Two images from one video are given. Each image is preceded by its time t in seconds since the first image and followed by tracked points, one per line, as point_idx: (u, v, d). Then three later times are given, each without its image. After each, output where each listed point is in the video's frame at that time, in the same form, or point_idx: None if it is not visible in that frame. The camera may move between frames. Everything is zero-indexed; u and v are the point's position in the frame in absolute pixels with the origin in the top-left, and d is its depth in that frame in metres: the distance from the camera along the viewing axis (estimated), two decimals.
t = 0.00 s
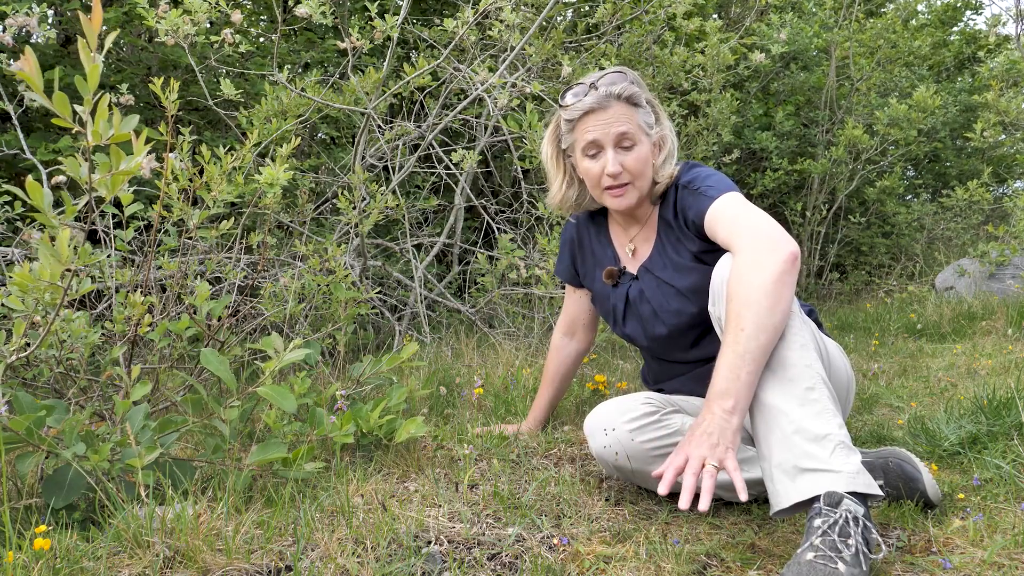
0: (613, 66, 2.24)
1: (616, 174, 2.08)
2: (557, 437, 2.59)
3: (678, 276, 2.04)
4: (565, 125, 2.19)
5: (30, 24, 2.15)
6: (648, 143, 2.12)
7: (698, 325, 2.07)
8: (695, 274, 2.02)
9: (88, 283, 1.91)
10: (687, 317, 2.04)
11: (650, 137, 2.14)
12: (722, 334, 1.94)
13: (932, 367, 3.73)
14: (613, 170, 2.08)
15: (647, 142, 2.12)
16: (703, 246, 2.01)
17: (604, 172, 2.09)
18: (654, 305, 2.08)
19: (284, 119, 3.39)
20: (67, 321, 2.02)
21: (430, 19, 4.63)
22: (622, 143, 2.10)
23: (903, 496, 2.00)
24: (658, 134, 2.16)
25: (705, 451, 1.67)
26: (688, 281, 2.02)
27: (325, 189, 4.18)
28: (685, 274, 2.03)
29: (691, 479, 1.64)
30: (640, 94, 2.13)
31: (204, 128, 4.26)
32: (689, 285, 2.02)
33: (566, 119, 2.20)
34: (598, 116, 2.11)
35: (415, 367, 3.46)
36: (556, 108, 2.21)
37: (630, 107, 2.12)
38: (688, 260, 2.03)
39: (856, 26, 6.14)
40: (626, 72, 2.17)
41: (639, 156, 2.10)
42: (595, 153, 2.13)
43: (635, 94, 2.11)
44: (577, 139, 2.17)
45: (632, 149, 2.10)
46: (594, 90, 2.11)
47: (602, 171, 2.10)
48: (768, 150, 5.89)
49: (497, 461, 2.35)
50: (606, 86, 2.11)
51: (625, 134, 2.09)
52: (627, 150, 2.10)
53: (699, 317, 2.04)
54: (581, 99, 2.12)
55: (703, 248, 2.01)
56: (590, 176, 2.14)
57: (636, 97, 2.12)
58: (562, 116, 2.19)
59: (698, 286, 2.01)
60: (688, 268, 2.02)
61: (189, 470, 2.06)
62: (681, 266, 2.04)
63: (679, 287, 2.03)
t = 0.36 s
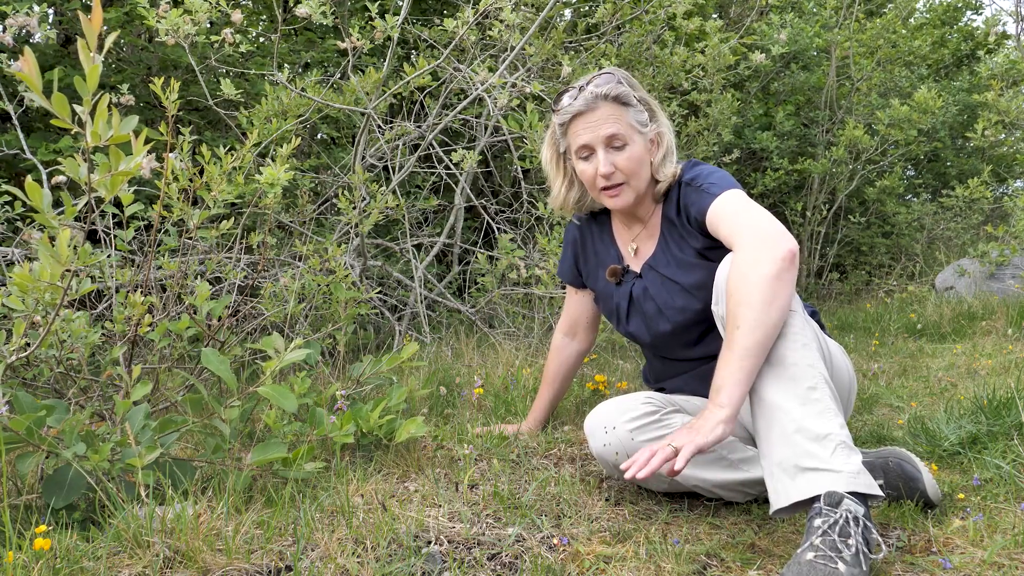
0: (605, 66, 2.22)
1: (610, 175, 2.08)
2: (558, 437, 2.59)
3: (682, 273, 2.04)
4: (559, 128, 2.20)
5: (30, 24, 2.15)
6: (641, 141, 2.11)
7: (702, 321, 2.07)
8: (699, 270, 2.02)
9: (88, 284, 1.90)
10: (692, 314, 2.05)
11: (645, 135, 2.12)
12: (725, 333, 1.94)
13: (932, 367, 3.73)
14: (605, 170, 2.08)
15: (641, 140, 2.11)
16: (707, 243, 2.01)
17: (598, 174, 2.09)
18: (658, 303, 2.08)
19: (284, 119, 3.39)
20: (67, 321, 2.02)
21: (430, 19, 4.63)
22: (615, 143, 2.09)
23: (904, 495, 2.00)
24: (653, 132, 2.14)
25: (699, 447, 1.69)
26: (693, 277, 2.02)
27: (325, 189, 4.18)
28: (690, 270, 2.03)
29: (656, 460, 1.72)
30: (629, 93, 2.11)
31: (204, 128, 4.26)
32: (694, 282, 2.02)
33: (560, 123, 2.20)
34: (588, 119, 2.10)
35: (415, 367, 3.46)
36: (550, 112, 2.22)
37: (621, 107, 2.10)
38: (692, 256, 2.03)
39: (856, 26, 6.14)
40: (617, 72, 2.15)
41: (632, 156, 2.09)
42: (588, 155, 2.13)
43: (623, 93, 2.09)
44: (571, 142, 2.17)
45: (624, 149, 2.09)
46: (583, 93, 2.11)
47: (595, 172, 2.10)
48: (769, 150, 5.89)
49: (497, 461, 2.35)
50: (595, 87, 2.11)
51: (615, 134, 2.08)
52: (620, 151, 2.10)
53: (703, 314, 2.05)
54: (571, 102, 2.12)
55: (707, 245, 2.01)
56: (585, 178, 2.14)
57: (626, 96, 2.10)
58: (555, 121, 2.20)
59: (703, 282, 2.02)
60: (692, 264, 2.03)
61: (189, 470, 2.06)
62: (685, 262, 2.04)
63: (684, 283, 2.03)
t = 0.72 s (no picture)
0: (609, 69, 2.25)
1: (611, 169, 2.08)
2: (557, 437, 2.59)
3: (679, 273, 2.04)
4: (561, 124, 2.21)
5: (30, 25, 2.16)
6: (643, 140, 2.12)
7: (699, 322, 2.07)
8: (696, 271, 2.02)
9: (88, 284, 1.90)
10: (688, 315, 2.05)
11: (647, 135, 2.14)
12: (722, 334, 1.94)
13: (932, 367, 3.73)
14: (607, 164, 2.08)
15: (642, 139, 2.12)
16: (704, 244, 2.01)
17: (599, 168, 2.10)
18: (655, 302, 2.08)
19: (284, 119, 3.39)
20: (68, 321, 2.02)
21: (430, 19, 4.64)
22: (617, 139, 2.10)
23: (904, 495, 2.00)
24: (655, 133, 2.16)
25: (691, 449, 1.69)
26: (689, 278, 2.02)
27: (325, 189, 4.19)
28: (686, 271, 2.03)
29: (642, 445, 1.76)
30: (633, 92, 2.13)
31: (204, 128, 4.26)
32: (690, 282, 2.02)
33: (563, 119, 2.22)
34: (592, 113, 2.12)
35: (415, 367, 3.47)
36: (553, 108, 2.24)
37: (624, 104, 2.12)
38: (689, 257, 2.03)
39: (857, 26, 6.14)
40: (622, 72, 2.18)
41: (633, 152, 2.09)
42: (590, 150, 2.14)
43: (627, 90, 2.12)
44: (574, 137, 2.17)
45: (626, 145, 2.10)
46: (588, 88, 2.14)
47: (596, 167, 2.11)
48: (769, 150, 5.89)
49: (497, 461, 2.36)
50: (599, 83, 2.13)
51: (617, 130, 2.09)
52: (621, 147, 2.10)
53: (700, 314, 2.05)
54: (576, 97, 2.14)
55: (704, 246, 2.01)
56: (586, 173, 2.14)
57: (630, 94, 2.12)
58: (558, 116, 2.21)
59: (699, 283, 2.01)
60: (689, 264, 2.03)
61: (189, 470, 2.06)
62: (682, 263, 2.04)
63: (680, 284, 2.03)
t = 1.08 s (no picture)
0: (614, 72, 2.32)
1: (624, 160, 2.07)
2: (557, 437, 2.59)
3: (679, 273, 2.04)
4: (572, 116, 2.22)
5: (30, 24, 2.17)
6: (653, 135, 2.15)
7: (699, 322, 2.07)
8: (695, 270, 2.02)
9: (89, 284, 1.90)
10: (688, 314, 2.05)
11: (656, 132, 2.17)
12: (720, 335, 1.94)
13: (932, 367, 3.73)
14: (621, 155, 2.07)
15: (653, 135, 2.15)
16: (703, 243, 2.01)
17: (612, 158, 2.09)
18: (655, 302, 2.08)
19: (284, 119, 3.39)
20: (68, 321, 2.02)
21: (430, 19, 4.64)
22: (630, 132, 2.13)
23: (904, 495, 2.00)
24: (660, 132, 2.21)
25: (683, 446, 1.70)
26: (688, 277, 2.03)
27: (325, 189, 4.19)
28: (686, 270, 2.04)
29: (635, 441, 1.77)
30: (644, 89, 2.20)
31: (204, 128, 4.26)
32: (690, 281, 2.02)
33: (573, 113, 2.23)
34: (607, 105, 2.14)
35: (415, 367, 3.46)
36: (562, 102, 2.25)
37: (635, 99, 2.17)
38: (688, 256, 2.04)
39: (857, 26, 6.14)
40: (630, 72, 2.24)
41: (645, 145, 2.11)
42: (602, 141, 2.14)
43: (640, 86, 2.18)
44: (585, 129, 2.18)
45: (638, 138, 2.11)
46: (602, 81, 2.17)
47: (610, 158, 2.10)
48: (769, 150, 5.89)
49: (497, 461, 2.36)
50: (613, 77, 2.18)
51: (631, 122, 2.12)
52: (633, 140, 2.12)
53: (700, 314, 2.05)
54: (589, 88, 2.17)
55: (703, 245, 2.01)
56: (596, 163, 2.14)
57: (641, 90, 2.18)
58: (568, 108, 2.22)
59: (698, 282, 2.02)
60: (688, 264, 2.03)
61: (189, 470, 2.06)
62: (682, 262, 2.04)
63: (680, 283, 2.04)
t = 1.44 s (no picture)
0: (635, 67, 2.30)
1: (639, 159, 2.07)
2: (557, 437, 2.59)
3: (678, 273, 2.04)
4: (591, 107, 2.20)
5: (30, 25, 2.17)
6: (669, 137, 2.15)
7: (697, 322, 2.07)
8: (694, 270, 2.02)
9: (89, 284, 1.90)
10: (686, 314, 2.05)
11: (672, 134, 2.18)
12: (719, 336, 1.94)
13: (932, 367, 3.73)
14: (636, 154, 2.07)
15: (668, 136, 2.15)
16: (703, 244, 2.01)
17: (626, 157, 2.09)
18: (654, 302, 2.08)
19: (284, 119, 3.39)
20: (69, 321, 2.02)
21: (430, 19, 4.63)
22: (647, 132, 2.12)
23: (904, 495, 2.00)
24: (675, 134, 2.21)
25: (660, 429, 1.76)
26: (687, 277, 2.03)
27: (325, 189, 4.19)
28: (685, 270, 2.04)
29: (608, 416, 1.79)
30: (666, 91, 2.19)
31: (204, 128, 4.26)
32: (688, 282, 2.02)
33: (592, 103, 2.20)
34: (629, 102, 2.13)
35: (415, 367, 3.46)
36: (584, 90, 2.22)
37: (657, 100, 2.17)
38: (688, 257, 2.04)
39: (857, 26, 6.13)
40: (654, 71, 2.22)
41: (660, 146, 2.11)
42: (619, 137, 2.13)
43: (664, 89, 2.18)
44: (603, 121, 2.16)
45: (654, 139, 2.12)
46: (628, 77, 2.15)
47: (625, 154, 2.09)
48: (769, 150, 5.89)
49: (497, 461, 2.36)
50: (639, 75, 2.16)
51: (651, 123, 2.12)
52: (650, 140, 2.11)
53: (699, 314, 2.05)
54: (614, 82, 2.15)
55: (703, 246, 2.02)
56: (609, 159, 2.13)
57: (663, 92, 2.17)
58: (589, 98, 2.20)
59: (697, 282, 2.02)
60: (688, 264, 2.03)
61: (189, 470, 2.06)
62: (681, 262, 2.04)
63: (679, 283, 2.04)
